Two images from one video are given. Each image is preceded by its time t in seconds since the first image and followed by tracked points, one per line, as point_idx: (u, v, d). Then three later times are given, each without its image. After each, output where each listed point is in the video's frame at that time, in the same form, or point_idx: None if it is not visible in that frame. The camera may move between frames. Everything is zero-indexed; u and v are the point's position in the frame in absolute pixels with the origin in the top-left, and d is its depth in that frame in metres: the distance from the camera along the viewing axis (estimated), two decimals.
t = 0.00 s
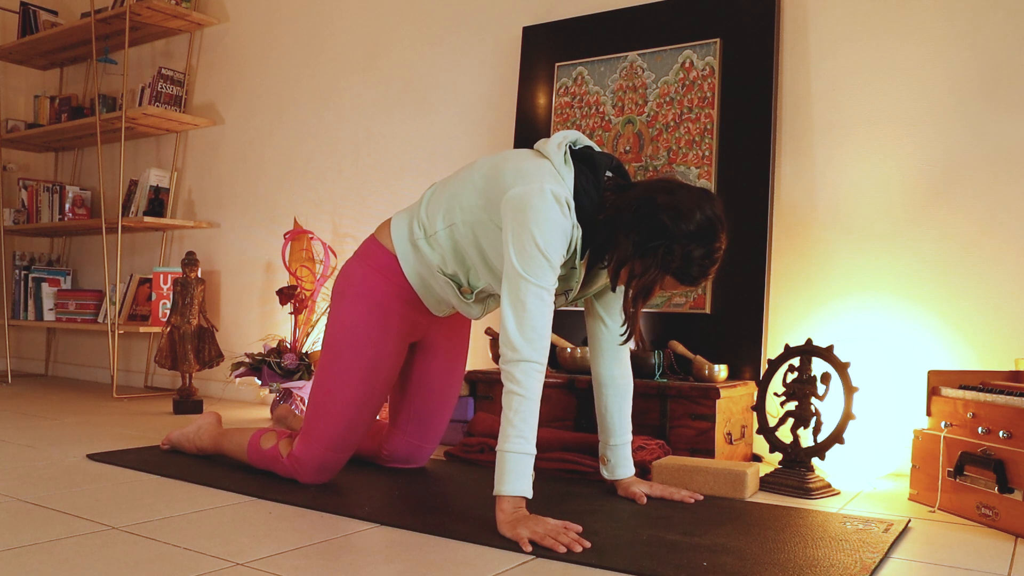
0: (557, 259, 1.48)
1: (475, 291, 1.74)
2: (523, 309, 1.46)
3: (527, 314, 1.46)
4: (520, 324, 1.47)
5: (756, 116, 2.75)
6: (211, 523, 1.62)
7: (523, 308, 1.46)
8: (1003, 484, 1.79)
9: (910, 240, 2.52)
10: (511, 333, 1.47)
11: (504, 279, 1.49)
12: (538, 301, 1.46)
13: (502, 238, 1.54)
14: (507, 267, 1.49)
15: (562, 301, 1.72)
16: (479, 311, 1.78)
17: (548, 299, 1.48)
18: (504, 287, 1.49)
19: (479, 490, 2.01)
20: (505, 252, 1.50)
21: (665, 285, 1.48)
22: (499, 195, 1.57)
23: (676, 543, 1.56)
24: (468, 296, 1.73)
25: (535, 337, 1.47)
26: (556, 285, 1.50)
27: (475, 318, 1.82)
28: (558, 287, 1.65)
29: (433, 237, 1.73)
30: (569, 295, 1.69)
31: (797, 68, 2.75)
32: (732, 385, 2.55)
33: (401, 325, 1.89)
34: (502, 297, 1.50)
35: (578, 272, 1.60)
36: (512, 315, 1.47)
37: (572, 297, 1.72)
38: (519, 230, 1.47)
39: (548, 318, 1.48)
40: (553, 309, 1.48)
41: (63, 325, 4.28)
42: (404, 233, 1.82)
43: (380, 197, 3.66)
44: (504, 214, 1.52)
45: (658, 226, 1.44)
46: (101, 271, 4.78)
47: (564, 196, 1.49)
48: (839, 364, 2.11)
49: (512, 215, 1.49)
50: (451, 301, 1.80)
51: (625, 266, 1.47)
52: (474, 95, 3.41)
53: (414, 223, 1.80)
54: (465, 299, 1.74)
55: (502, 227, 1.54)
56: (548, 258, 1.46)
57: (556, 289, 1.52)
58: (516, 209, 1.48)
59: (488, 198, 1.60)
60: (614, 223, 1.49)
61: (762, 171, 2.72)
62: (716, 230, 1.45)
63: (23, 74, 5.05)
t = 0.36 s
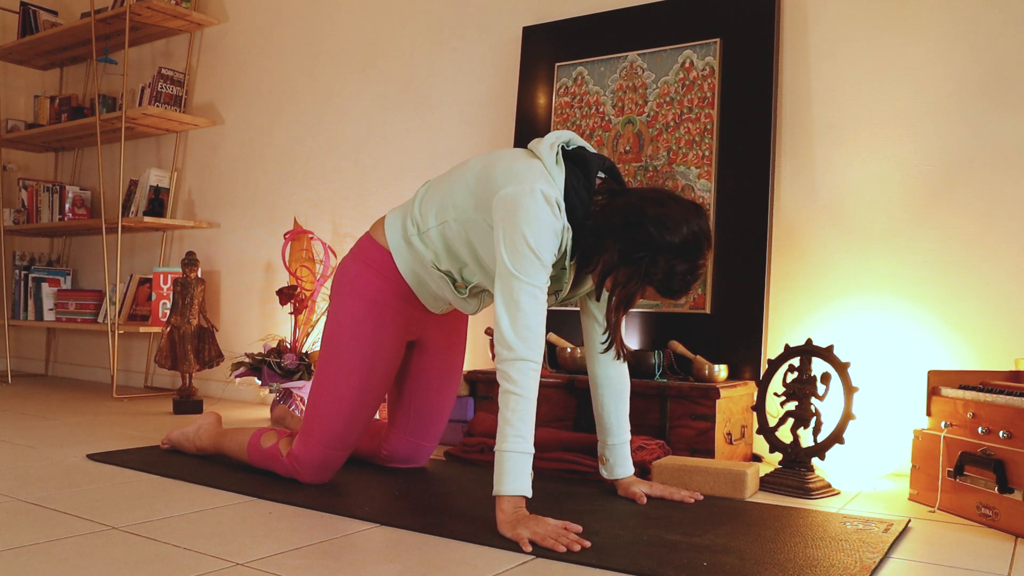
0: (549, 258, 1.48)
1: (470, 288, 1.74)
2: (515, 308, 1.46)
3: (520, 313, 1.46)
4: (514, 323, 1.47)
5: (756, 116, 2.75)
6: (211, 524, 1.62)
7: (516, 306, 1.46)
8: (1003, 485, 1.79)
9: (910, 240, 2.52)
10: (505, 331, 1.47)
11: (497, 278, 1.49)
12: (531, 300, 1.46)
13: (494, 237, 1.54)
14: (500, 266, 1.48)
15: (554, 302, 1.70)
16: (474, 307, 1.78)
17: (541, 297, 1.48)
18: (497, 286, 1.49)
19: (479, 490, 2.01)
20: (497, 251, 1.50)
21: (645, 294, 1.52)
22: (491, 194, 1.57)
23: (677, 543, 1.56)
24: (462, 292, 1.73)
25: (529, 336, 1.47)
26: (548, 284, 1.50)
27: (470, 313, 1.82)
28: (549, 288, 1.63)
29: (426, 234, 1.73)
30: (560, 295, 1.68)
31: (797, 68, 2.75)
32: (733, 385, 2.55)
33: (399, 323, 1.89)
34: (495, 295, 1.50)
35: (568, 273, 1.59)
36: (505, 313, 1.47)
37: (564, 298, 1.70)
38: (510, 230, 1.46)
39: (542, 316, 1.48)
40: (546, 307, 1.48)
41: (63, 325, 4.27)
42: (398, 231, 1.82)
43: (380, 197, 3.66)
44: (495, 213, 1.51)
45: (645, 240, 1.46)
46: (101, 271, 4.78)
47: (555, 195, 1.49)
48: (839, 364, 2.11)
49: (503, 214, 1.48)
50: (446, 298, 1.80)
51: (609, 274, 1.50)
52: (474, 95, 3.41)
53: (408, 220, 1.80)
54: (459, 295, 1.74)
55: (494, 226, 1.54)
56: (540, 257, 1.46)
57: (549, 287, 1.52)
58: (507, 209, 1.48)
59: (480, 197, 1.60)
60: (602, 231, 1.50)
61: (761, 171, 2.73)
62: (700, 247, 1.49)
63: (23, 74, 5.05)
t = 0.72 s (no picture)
0: (544, 257, 1.48)
1: (467, 285, 1.75)
2: (512, 306, 1.46)
3: (517, 311, 1.46)
4: (511, 322, 1.47)
5: (756, 116, 2.75)
6: (211, 524, 1.62)
7: (513, 304, 1.46)
8: (1003, 485, 1.79)
9: (910, 240, 2.52)
10: (502, 330, 1.47)
11: (492, 276, 1.49)
12: (527, 298, 1.46)
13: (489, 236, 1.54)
14: (494, 265, 1.48)
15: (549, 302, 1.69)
16: (473, 303, 1.79)
17: (537, 295, 1.48)
18: (493, 284, 1.49)
19: (479, 490, 2.01)
20: (492, 250, 1.50)
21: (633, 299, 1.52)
22: (486, 193, 1.57)
23: (677, 543, 1.56)
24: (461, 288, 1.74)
25: (527, 334, 1.47)
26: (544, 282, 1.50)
27: (467, 309, 1.83)
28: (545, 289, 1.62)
29: (422, 231, 1.73)
30: (556, 295, 1.67)
31: (797, 68, 2.75)
32: (732, 385, 2.55)
33: (399, 323, 1.89)
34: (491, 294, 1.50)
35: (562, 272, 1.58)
36: (502, 311, 1.47)
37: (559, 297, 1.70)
38: (505, 229, 1.46)
39: (538, 315, 1.48)
40: (543, 306, 1.48)
41: (63, 325, 4.28)
42: (394, 230, 1.82)
43: (380, 197, 3.66)
44: (490, 213, 1.51)
45: (636, 245, 1.46)
46: (101, 271, 4.78)
47: (549, 196, 1.49)
48: (839, 364, 2.11)
49: (498, 213, 1.49)
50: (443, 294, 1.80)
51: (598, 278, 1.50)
52: (474, 95, 3.41)
53: (404, 218, 1.80)
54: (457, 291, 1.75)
55: (488, 225, 1.54)
56: (535, 256, 1.46)
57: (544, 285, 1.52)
58: (501, 209, 1.48)
59: (475, 195, 1.60)
60: (593, 235, 1.50)
61: (761, 171, 2.73)
62: (690, 254, 1.49)
63: (23, 74, 5.05)
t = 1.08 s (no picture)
0: (541, 256, 1.48)
1: (466, 283, 1.75)
2: (511, 305, 1.46)
3: (515, 309, 1.46)
4: (510, 322, 1.47)
5: (756, 116, 2.75)
6: (212, 524, 1.62)
7: (512, 303, 1.46)
8: (1003, 485, 1.79)
9: (910, 240, 2.52)
10: (501, 329, 1.47)
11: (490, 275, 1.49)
12: (525, 297, 1.46)
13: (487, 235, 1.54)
14: (493, 264, 1.48)
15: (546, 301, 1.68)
16: (473, 301, 1.79)
17: (536, 294, 1.48)
18: (492, 283, 1.49)
19: (480, 490, 2.01)
20: (490, 249, 1.50)
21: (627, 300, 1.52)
22: (484, 192, 1.56)
23: (677, 543, 1.56)
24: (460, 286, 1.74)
25: (526, 333, 1.47)
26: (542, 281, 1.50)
27: (467, 307, 1.83)
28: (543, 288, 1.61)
29: (421, 230, 1.73)
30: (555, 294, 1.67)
31: (797, 68, 2.75)
32: (732, 385, 2.55)
33: (398, 322, 1.89)
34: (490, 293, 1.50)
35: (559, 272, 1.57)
36: (500, 310, 1.47)
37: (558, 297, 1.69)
38: (503, 228, 1.46)
39: (537, 314, 1.48)
40: (541, 305, 1.48)
41: (63, 325, 4.28)
42: (393, 229, 1.82)
43: (380, 197, 3.66)
44: (488, 212, 1.51)
45: (632, 247, 1.47)
46: (101, 271, 4.78)
47: (547, 195, 1.48)
48: (839, 364, 2.11)
49: (496, 212, 1.48)
50: (443, 292, 1.80)
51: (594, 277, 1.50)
52: (474, 95, 3.41)
53: (403, 217, 1.80)
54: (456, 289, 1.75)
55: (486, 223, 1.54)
56: (533, 256, 1.46)
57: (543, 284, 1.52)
58: (500, 208, 1.48)
59: (473, 194, 1.60)
60: (590, 234, 1.50)
61: (761, 171, 2.73)
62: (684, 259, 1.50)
63: (23, 75, 5.05)
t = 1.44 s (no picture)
0: (543, 256, 1.48)
1: (467, 282, 1.75)
2: (512, 304, 1.46)
3: (516, 309, 1.46)
4: (511, 321, 1.47)
5: (756, 116, 2.75)
6: (212, 524, 1.62)
7: (513, 302, 1.46)
8: (1003, 485, 1.79)
9: (910, 239, 2.52)
10: (502, 328, 1.47)
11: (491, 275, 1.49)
12: (526, 296, 1.46)
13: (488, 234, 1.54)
14: (494, 263, 1.49)
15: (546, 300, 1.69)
16: (474, 300, 1.79)
17: (537, 294, 1.48)
18: (493, 282, 1.49)
19: (480, 490, 2.01)
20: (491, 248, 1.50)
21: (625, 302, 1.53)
22: (485, 191, 1.56)
23: (677, 543, 1.56)
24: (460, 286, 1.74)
25: (527, 332, 1.47)
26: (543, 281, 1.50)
27: (468, 306, 1.83)
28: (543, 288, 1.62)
29: (422, 229, 1.73)
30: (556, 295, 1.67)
31: (797, 68, 2.75)
32: (732, 385, 2.55)
33: (399, 322, 1.89)
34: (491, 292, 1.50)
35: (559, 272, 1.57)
36: (501, 310, 1.47)
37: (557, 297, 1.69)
38: (504, 228, 1.46)
39: (538, 314, 1.48)
40: (542, 305, 1.48)
41: (63, 325, 4.28)
42: (394, 228, 1.82)
43: (380, 197, 3.66)
44: (489, 211, 1.51)
45: (632, 249, 1.47)
46: (101, 271, 4.78)
47: (548, 195, 1.48)
48: (839, 364, 2.11)
49: (497, 211, 1.49)
50: (444, 291, 1.80)
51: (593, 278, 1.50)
52: (474, 95, 3.41)
53: (403, 217, 1.80)
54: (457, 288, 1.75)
55: (487, 223, 1.54)
56: (534, 255, 1.46)
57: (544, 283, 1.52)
58: (501, 208, 1.48)
59: (473, 193, 1.60)
60: (590, 234, 1.50)
61: (761, 171, 2.73)
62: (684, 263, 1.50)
63: (23, 75, 5.05)
